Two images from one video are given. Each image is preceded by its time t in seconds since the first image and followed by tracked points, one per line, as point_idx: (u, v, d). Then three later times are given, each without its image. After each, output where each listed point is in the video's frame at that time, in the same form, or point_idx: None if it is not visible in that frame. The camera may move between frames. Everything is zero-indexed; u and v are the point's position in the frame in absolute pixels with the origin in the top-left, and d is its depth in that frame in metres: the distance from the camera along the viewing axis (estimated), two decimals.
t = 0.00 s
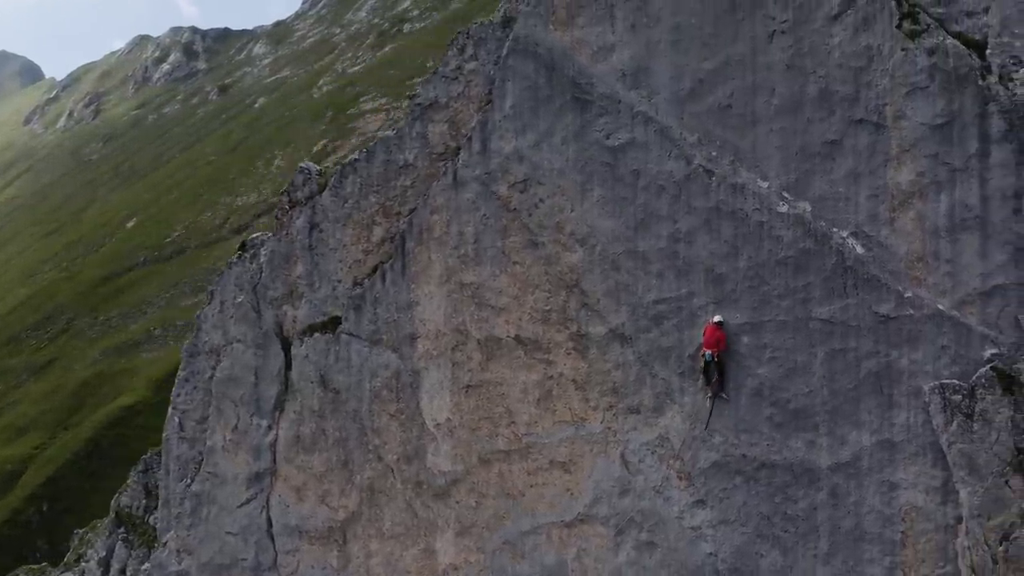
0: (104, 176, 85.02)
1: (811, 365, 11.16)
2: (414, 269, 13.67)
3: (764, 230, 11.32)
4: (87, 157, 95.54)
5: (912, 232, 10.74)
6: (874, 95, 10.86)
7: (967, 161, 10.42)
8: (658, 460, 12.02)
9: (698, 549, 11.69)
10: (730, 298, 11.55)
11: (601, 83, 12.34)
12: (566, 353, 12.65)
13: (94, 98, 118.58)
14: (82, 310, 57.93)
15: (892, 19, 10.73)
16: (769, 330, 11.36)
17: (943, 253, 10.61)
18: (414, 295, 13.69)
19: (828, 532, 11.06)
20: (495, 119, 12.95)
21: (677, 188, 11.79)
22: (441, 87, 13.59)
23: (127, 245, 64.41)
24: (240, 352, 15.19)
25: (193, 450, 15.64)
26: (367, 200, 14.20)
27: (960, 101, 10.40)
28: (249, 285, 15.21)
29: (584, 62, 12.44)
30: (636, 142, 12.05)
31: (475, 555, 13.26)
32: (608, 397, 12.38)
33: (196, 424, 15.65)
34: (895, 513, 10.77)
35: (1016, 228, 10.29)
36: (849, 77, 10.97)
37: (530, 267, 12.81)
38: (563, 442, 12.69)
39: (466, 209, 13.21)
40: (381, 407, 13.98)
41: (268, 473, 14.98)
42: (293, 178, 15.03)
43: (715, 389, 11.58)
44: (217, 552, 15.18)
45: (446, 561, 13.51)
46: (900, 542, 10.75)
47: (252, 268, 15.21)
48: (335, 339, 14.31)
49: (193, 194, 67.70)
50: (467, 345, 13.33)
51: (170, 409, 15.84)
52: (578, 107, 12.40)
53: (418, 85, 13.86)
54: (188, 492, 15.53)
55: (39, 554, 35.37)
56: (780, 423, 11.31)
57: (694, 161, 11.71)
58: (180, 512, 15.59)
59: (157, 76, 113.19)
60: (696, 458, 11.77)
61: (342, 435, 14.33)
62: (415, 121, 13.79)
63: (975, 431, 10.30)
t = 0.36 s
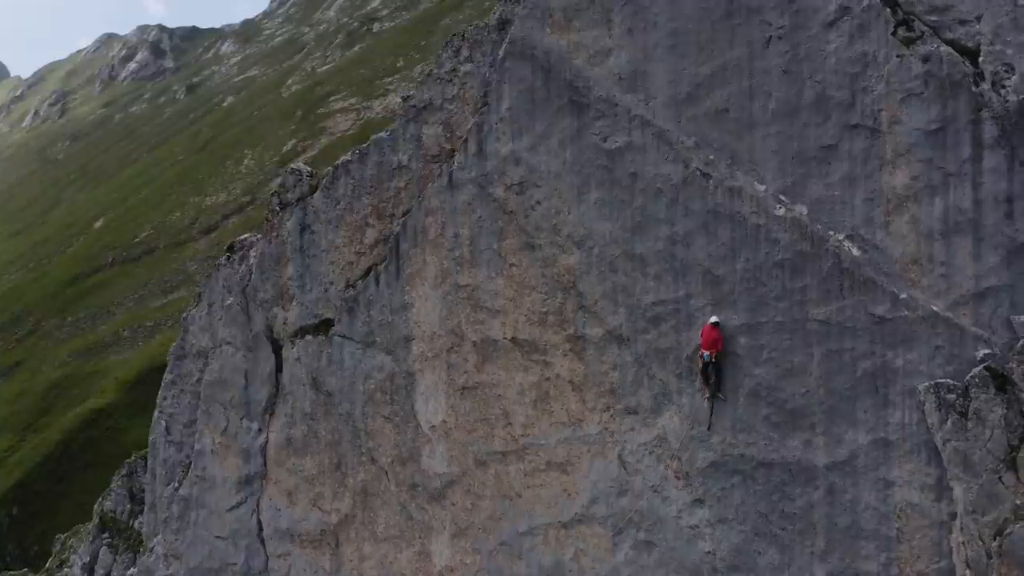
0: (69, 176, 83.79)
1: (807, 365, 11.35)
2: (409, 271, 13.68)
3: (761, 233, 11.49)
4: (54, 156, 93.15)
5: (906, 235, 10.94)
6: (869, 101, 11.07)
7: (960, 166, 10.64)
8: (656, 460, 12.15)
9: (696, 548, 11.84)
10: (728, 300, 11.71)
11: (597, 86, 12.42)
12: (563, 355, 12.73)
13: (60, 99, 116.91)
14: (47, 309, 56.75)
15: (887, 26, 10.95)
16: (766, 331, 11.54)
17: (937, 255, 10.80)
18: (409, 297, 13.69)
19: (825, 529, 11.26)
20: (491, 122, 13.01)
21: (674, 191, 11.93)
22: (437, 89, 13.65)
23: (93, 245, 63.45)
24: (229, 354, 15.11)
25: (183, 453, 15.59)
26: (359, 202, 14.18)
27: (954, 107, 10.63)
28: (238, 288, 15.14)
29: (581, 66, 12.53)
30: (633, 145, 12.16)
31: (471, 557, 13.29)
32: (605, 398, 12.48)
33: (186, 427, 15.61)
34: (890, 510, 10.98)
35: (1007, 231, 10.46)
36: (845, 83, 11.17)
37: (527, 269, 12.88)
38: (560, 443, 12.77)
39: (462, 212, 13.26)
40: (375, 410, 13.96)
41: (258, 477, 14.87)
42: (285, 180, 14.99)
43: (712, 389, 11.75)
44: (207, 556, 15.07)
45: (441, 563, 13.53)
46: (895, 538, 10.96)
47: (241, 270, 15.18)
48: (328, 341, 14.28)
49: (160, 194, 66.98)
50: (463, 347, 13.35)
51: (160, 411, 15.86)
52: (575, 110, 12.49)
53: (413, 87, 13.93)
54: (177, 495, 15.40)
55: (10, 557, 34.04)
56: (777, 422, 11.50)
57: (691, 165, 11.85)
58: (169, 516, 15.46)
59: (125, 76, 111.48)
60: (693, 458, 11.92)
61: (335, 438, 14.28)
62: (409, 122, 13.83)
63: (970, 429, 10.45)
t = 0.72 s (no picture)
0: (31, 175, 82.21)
1: (804, 366, 11.53)
2: (404, 273, 13.67)
3: (758, 235, 11.66)
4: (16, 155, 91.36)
5: (901, 238, 11.17)
6: (865, 106, 11.28)
7: (954, 170, 10.88)
8: (654, 460, 12.27)
9: (694, 547, 11.98)
10: (725, 302, 11.86)
11: (595, 89, 12.51)
12: (560, 357, 12.80)
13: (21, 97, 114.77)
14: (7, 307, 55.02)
15: (883, 33, 11.18)
16: (763, 333, 11.70)
17: (931, 258, 11.04)
18: (404, 299, 13.69)
19: (821, 527, 11.45)
20: (488, 124, 13.05)
21: (672, 194, 12.06)
22: (432, 90, 13.66)
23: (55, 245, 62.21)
24: (219, 357, 14.98)
25: (171, 457, 15.42)
26: (353, 203, 14.13)
27: (947, 113, 10.89)
28: (228, 290, 15.03)
29: (578, 69, 12.62)
30: (631, 148, 12.27)
31: (467, 558, 13.31)
32: (603, 399, 12.57)
33: (173, 430, 15.44)
34: (886, 507, 11.20)
35: (1000, 234, 10.74)
36: (841, 88, 11.38)
37: (524, 271, 12.94)
38: (557, 444, 12.85)
39: (458, 214, 13.28)
40: (369, 412, 13.93)
41: (249, 480, 14.76)
42: (276, 181, 14.89)
43: (710, 390, 11.86)
44: (196, 561, 14.93)
45: (437, 565, 13.55)
46: (890, 535, 11.17)
47: (230, 271, 15.08)
48: (321, 343, 14.23)
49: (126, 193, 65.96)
50: (459, 349, 13.37)
51: (146, 415, 15.66)
52: (573, 113, 12.57)
53: (408, 89, 13.92)
54: (165, 500, 15.23)
55: None
56: (775, 422, 11.67)
57: (689, 168, 11.99)
58: (156, 520, 15.28)
59: (91, 74, 109.67)
60: (691, 458, 12.05)
61: (328, 440, 14.23)
62: (404, 124, 13.81)
63: (964, 427, 10.71)
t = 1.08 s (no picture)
0: None
1: (801, 365, 11.72)
2: (400, 274, 13.67)
3: (755, 236, 11.83)
4: None
5: (896, 239, 11.39)
6: (860, 109, 11.50)
7: (948, 173, 11.12)
8: (652, 458, 12.39)
9: (693, 544, 12.13)
10: (723, 302, 12.02)
11: (592, 90, 12.60)
12: (558, 357, 12.88)
13: None
14: None
15: (878, 38, 11.40)
16: (761, 332, 11.88)
17: (925, 259, 11.28)
18: (399, 300, 13.68)
19: (819, 523, 11.65)
20: (485, 125, 13.09)
21: (670, 195, 12.19)
22: (428, 91, 13.66)
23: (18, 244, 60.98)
24: (210, 358, 14.85)
25: (161, 459, 15.26)
26: (347, 204, 14.09)
27: (942, 117, 11.13)
28: (219, 290, 14.91)
29: (576, 71, 12.70)
30: (629, 150, 12.38)
31: (465, 558, 13.35)
32: (601, 399, 12.68)
33: (162, 433, 15.28)
34: (881, 503, 11.42)
35: (992, 235, 11.01)
36: (837, 92, 11.58)
37: (522, 272, 13.01)
38: (555, 443, 12.93)
39: (455, 214, 13.31)
40: (364, 413, 13.90)
41: (240, 483, 14.65)
42: (268, 181, 14.80)
43: (709, 391, 12.02)
44: (187, 564, 14.79)
45: (434, 565, 13.56)
46: (886, 530, 11.40)
47: (221, 272, 14.96)
48: (315, 344, 14.17)
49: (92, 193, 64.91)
50: (456, 350, 13.40)
51: (133, 417, 15.48)
52: (571, 115, 12.66)
53: (403, 89, 13.91)
54: (154, 503, 15.06)
55: None
56: (772, 420, 11.85)
57: (687, 170, 12.13)
58: (145, 524, 15.11)
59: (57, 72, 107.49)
60: (690, 456, 12.20)
61: (322, 442, 14.17)
62: (399, 124, 13.80)
63: (958, 424, 10.94)
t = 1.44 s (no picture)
0: None
1: (799, 365, 11.90)
2: (396, 275, 13.65)
3: (754, 238, 11.99)
4: None
5: (892, 241, 11.61)
6: (857, 113, 11.71)
7: (942, 176, 11.37)
8: (651, 458, 12.51)
9: (693, 542, 12.27)
10: (722, 302, 12.17)
11: (591, 93, 12.69)
12: (557, 358, 12.95)
13: None
14: None
15: (874, 43, 11.63)
16: (759, 333, 12.04)
17: (920, 260, 11.51)
18: (396, 301, 13.67)
19: (816, 520, 11.84)
20: (484, 126, 13.13)
21: (669, 197, 12.32)
22: (424, 92, 13.66)
23: None
24: (201, 361, 14.71)
25: (150, 463, 15.09)
26: (342, 205, 14.04)
27: (936, 121, 11.38)
28: (210, 292, 14.78)
29: (574, 73, 12.77)
30: (628, 152, 12.49)
31: (463, 559, 13.35)
32: (600, 400, 12.77)
33: (151, 436, 15.10)
34: (878, 499, 11.63)
35: (986, 237, 11.27)
36: (834, 97, 11.78)
37: (520, 273, 13.05)
38: (554, 444, 12.99)
39: (452, 216, 13.32)
40: (360, 415, 13.86)
41: (233, 486, 14.52)
42: (260, 182, 14.69)
43: (708, 391, 12.17)
44: (178, 569, 14.64)
45: (431, 567, 13.55)
46: (882, 526, 11.62)
47: (212, 273, 14.82)
48: (309, 346, 14.10)
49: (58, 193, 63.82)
50: (454, 351, 13.41)
51: (121, 421, 15.27)
52: (570, 117, 12.74)
53: (399, 90, 13.88)
54: (143, 507, 14.88)
55: None
56: (770, 419, 12.02)
57: (686, 172, 12.26)
58: (134, 528, 14.92)
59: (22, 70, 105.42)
60: (689, 455, 12.33)
61: (317, 444, 14.10)
62: (395, 125, 13.78)
63: (953, 422, 11.19)
